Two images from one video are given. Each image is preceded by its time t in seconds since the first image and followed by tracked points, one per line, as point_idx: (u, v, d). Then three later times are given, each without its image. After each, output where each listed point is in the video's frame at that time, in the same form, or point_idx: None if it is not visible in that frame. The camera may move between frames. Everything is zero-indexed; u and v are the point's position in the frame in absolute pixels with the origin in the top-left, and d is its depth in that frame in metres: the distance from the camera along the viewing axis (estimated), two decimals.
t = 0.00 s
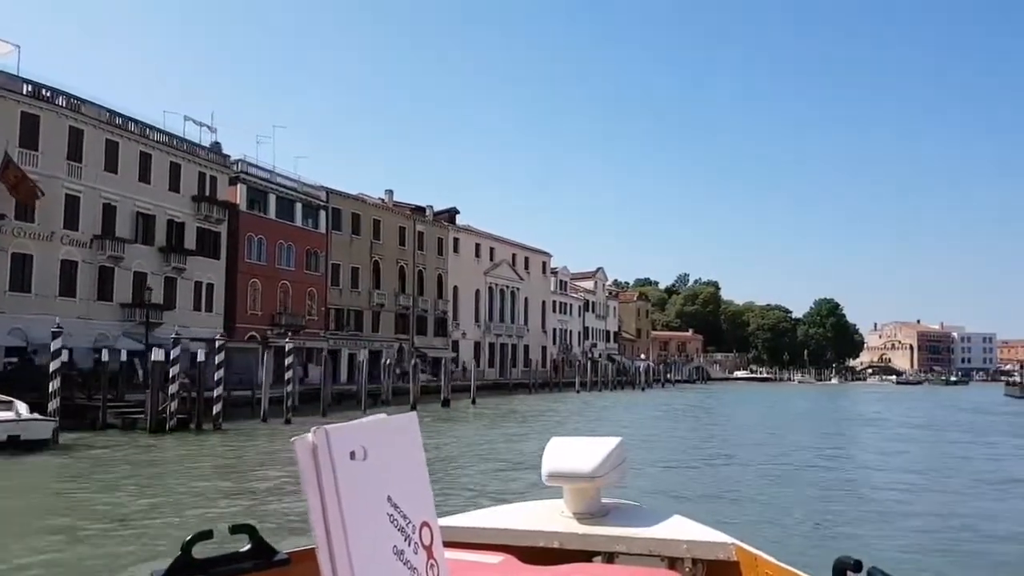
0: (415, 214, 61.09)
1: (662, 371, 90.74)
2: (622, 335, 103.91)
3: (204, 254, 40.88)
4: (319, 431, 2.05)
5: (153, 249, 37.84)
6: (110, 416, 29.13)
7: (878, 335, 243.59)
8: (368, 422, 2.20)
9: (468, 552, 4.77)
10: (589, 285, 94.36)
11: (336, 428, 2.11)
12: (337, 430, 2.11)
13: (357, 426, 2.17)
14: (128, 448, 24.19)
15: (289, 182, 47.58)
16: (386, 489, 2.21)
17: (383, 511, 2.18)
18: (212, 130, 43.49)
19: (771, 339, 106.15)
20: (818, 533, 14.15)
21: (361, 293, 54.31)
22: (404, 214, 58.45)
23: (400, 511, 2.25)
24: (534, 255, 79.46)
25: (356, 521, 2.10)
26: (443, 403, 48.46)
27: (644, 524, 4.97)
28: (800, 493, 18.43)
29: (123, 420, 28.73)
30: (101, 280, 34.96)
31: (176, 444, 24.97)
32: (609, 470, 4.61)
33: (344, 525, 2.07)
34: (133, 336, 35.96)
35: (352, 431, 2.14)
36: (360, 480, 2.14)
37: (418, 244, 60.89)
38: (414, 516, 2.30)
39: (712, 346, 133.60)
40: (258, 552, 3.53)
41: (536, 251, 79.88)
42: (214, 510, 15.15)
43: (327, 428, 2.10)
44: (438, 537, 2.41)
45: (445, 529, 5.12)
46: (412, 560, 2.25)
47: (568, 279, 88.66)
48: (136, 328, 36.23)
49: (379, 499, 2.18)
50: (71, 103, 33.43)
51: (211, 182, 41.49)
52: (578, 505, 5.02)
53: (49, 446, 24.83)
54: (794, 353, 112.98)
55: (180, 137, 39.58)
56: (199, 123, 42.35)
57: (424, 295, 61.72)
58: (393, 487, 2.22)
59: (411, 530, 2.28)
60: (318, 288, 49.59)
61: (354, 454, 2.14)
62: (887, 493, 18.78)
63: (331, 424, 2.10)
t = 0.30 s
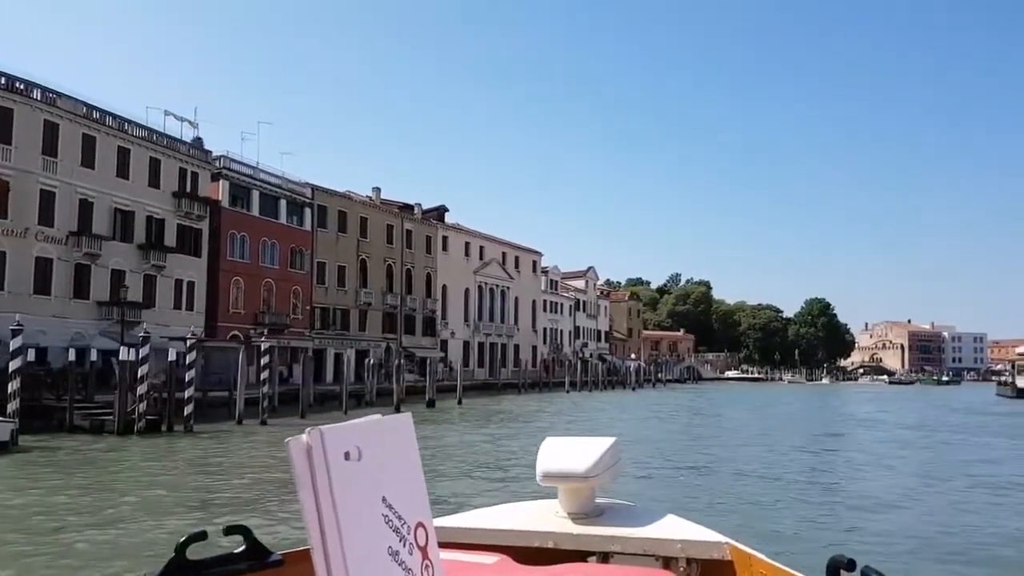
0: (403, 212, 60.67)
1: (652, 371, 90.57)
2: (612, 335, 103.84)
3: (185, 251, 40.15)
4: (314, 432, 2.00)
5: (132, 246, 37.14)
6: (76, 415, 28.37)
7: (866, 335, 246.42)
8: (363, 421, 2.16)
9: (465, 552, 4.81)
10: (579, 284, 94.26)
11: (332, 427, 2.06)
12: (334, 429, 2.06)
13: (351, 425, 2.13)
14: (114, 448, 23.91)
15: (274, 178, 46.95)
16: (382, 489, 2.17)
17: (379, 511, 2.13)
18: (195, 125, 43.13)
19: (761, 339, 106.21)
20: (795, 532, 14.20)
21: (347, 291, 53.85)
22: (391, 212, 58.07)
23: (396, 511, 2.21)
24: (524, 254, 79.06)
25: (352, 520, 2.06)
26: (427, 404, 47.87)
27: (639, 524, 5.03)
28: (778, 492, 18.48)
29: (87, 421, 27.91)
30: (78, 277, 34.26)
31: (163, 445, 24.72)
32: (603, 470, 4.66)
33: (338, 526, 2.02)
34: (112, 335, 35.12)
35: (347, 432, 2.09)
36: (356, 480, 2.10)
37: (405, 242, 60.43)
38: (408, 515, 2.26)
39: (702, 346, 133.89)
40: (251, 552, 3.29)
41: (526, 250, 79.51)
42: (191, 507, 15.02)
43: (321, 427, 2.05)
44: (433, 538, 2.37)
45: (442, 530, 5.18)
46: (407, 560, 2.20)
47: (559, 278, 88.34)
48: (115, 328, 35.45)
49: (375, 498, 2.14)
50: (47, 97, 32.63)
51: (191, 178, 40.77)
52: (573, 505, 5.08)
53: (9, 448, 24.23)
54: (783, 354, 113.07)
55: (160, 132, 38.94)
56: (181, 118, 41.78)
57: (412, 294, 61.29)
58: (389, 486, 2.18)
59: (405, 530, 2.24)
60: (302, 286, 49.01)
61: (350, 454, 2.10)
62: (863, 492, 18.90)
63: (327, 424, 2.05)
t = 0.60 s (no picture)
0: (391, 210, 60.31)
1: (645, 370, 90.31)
2: (605, 334, 103.46)
3: (165, 248, 39.66)
4: (308, 433, 1.93)
5: (109, 243, 36.55)
6: (42, 418, 27.83)
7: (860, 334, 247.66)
8: (357, 424, 2.10)
9: (461, 554, 4.79)
10: (572, 283, 94.15)
11: (326, 428, 2.00)
12: (327, 431, 2.00)
13: (346, 426, 2.07)
14: (101, 451, 23.69)
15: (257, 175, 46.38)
16: (376, 490, 2.11)
17: (374, 512, 2.08)
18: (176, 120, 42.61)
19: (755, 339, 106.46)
20: (767, 530, 14.23)
21: (333, 290, 53.41)
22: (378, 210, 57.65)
23: (388, 511, 2.15)
24: (516, 253, 78.67)
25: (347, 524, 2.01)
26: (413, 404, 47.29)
27: (634, 524, 5.04)
28: (754, 492, 18.48)
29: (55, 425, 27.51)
30: (53, 276, 33.73)
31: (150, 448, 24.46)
32: (598, 472, 4.65)
33: (331, 527, 1.96)
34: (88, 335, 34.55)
35: (339, 433, 2.04)
36: (351, 484, 2.04)
37: (393, 241, 60.00)
38: (403, 517, 2.21)
39: (696, 345, 134.25)
40: (245, 556, 3.33)
41: (517, 249, 79.13)
42: (166, 510, 14.94)
43: (315, 430, 1.98)
44: (428, 540, 2.32)
45: (437, 530, 5.17)
46: (402, 562, 2.16)
47: (551, 278, 88.04)
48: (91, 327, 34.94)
49: (369, 499, 2.08)
50: (21, 90, 32.06)
51: (171, 173, 40.04)
52: (569, 506, 5.09)
53: None
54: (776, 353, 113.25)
55: (140, 127, 38.33)
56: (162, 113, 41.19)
57: (400, 293, 60.86)
58: (384, 487, 2.13)
59: (400, 532, 2.18)
60: (287, 285, 48.52)
61: (344, 455, 2.04)
62: (839, 491, 18.94)
63: (319, 425, 1.99)
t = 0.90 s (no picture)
0: (379, 207, 60.00)
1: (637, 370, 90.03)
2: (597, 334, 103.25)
3: (146, 245, 39.07)
4: (304, 435, 1.88)
5: (87, 240, 36.04)
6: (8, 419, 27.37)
7: (853, 335, 249.72)
8: (353, 424, 2.06)
9: (457, 555, 4.84)
10: (564, 283, 94.09)
11: (322, 428, 1.95)
12: (323, 432, 1.95)
13: (341, 426, 2.02)
14: (89, 452, 23.53)
15: (242, 172, 45.93)
16: (372, 491, 2.07)
17: (367, 513, 2.03)
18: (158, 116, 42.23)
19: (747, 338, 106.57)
20: (741, 529, 14.34)
21: (320, 289, 53.03)
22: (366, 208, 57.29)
23: (383, 513, 2.11)
24: (508, 252, 78.40)
25: (342, 524, 1.96)
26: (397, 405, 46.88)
27: (627, 524, 5.10)
28: (731, 491, 18.60)
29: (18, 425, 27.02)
30: (28, 273, 33.30)
31: (139, 450, 24.30)
32: (592, 472, 4.70)
33: (326, 529, 1.91)
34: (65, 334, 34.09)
35: (337, 433, 1.99)
36: (347, 484, 2.00)
37: (382, 239, 59.64)
38: (397, 518, 2.16)
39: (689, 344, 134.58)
40: (239, 555, 3.24)
41: (509, 248, 78.88)
42: (148, 509, 14.99)
43: (311, 429, 1.93)
44: (422, 541, 2.28)
45: (432, 531, 5.23)
46: (397, 564, 2.11)
47: (543, 277, 87.78)
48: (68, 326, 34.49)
49: (365, 500, 2.04)
50: None
51: (152, 169, 39.52)
52: (563, 507, 5.14)
53: None
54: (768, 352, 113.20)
55: (123, 123, 37.88)
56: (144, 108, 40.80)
57: (389, 292, 60.52)
58: (378, 489, 2.08)
59: (396, 533, 2.14)
60: (273, 284, 48.15)
61: (338, 456, 1.99)
62: (816, 490, 19.08)
63: (315, 425, 1.94)
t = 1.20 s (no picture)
0: (368, 205, 59.73)
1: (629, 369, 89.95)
2: (589, 334, 103.35)
3: (125, 243, 38.09)
4: (297, 435, 1.82)
5: (65, 238, 34.90)
6: None
7: (844, 335, 251.97)
8: (348, 425, 2.00)
9: (450, 556, 4.83)
10: (555, 282, 94.19)
11: (317, 427, 1.89)
12: (317, 433, 1.89)
13: (335, 427, 1.97)
14: (76, 454, 23.42)
15: (226, 168, 45.39)
16: (366, 491, 2.02)
17: (363, 516, 1.98)
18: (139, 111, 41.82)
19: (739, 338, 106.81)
20: (716, 529, 14.47)
21: (306, 287, 52.60)
22: (354, 205, 56.97)
23: (379, 514, 2.06)
24: (499, 251, 78.25)
25: (337, 524, 1.90)
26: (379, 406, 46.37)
27: (621, 524, 5.09)
28: (711, 492, 18.70)
29: None
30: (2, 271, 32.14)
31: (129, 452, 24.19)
32: (588, 472, 4.70)
33: (319, 530, 1.86)
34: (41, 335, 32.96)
35: (330, 434, 1.94)
36: (341, 485, 1.94)
37: (369, 237, 59.32)
38: (393, 519, 2.11)
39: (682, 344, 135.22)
40: (233, 558, 3.18)
41: (500, 247, 78.77)
42: (133, 512, 14.98)
43: (305, 430, 1.88)
44: (418, 542, 2.23)
45: (426, 532, 5.22)
46: (392, 566, 2.06)
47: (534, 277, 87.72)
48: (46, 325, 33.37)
49: (359, 501, 1.99)
50: None
51: (133, 164, 38.35)
52: (558, 508, 5.12)
53: None
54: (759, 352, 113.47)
55: (101, 117, 36.89)
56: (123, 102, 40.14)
57: (377, 291, 60.20)
58: (373, 490, 2.03)
59: (390, 535, 2.09)
60: (258, 283, 47.69)
61: (333, 458, 1.94)
62: (795, 491, 19.23)
63: (309, 426, 1.88)
